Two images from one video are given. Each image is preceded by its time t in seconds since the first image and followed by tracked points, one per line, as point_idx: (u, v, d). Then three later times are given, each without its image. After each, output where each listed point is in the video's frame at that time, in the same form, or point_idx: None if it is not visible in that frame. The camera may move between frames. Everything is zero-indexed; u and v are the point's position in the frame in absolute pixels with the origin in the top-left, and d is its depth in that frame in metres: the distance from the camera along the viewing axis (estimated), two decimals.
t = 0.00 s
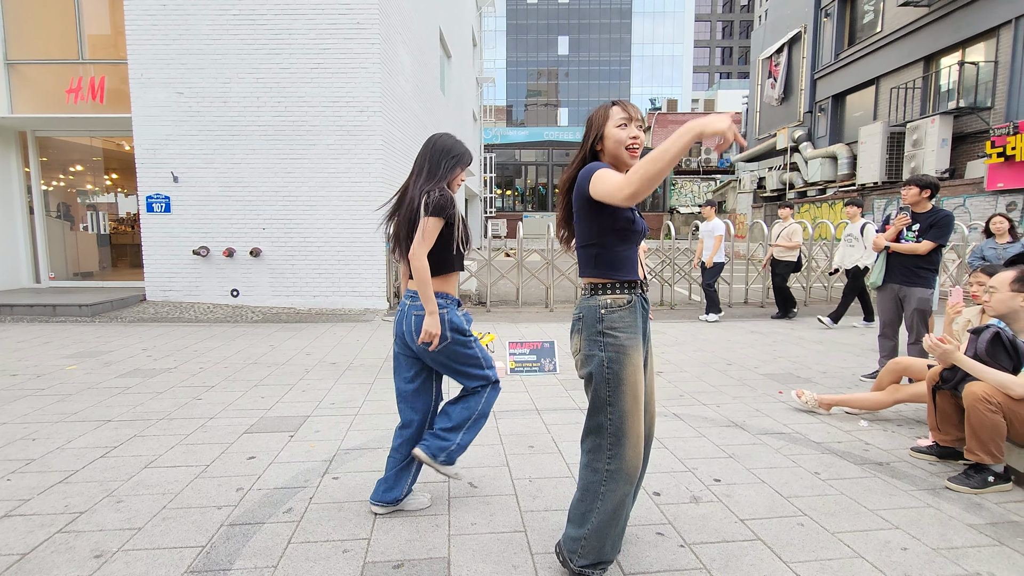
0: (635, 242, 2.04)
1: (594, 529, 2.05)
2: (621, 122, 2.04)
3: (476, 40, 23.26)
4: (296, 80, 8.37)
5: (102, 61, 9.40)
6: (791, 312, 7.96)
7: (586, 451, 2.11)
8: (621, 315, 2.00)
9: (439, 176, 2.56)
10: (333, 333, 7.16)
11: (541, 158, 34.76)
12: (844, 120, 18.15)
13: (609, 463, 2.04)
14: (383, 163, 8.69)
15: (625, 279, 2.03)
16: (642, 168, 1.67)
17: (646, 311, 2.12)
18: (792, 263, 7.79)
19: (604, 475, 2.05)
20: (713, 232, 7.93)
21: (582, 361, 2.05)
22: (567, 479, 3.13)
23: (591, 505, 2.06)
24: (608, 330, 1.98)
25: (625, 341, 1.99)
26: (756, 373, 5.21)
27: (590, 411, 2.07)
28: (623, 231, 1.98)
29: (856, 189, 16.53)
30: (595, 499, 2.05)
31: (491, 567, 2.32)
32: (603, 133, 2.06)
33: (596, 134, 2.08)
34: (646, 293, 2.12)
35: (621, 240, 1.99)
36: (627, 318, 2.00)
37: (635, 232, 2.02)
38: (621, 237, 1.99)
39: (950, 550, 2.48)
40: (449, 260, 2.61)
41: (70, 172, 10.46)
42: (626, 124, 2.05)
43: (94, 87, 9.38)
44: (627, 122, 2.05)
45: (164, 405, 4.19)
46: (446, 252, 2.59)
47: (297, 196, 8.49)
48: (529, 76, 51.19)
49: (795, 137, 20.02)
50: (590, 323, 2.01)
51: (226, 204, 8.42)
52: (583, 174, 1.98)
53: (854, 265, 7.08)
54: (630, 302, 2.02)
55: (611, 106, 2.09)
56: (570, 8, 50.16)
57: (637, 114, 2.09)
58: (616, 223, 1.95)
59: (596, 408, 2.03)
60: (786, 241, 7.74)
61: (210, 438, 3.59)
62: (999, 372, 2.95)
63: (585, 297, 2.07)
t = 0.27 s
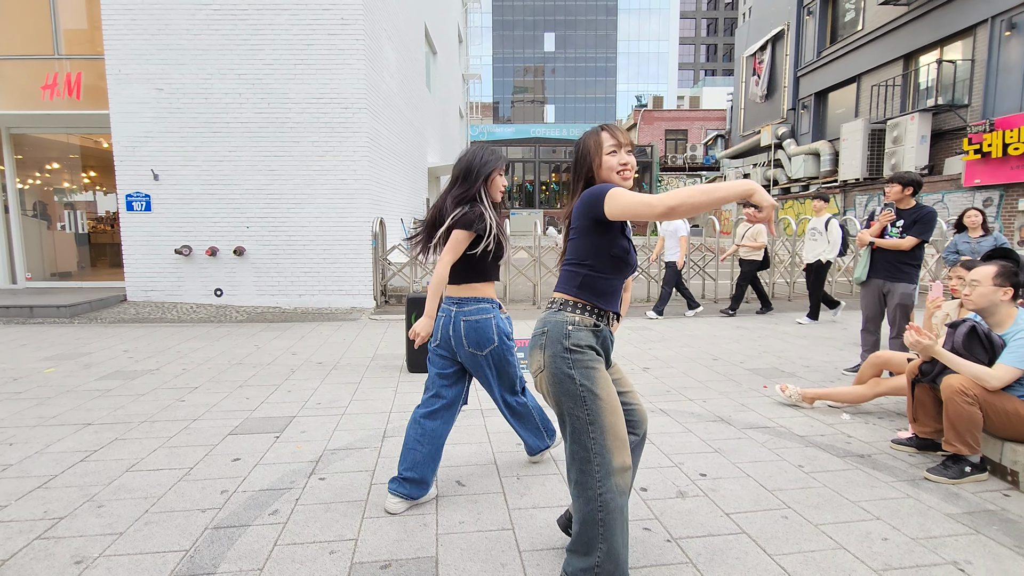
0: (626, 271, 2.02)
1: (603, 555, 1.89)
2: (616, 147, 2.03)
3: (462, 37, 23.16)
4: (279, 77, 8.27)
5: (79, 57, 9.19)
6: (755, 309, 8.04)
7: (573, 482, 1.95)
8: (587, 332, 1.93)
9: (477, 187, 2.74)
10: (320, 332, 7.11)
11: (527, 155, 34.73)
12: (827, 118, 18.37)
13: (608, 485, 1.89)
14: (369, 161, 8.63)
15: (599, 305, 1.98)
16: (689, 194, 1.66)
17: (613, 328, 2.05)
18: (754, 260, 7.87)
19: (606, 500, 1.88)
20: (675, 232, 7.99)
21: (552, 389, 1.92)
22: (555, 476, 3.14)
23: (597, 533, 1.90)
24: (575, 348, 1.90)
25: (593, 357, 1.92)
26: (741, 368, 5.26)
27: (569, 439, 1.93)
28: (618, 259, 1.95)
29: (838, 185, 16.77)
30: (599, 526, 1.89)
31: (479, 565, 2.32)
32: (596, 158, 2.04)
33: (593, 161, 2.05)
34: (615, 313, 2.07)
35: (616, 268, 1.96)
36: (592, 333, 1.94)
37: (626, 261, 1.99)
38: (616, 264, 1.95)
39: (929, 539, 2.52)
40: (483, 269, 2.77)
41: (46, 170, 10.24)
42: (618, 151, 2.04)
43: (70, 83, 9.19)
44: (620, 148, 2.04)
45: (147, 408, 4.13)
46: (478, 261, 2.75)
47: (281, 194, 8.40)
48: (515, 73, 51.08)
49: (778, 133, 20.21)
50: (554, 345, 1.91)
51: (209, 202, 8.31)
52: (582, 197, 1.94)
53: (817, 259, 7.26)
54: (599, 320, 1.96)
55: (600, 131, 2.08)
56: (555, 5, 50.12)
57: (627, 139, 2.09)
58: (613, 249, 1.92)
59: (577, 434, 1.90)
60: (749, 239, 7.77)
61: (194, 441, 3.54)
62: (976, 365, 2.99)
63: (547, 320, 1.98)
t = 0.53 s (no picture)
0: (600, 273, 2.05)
1: (591, 554, 1.90)
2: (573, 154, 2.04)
3: (449, 32, 23.02)
4: (264, 72, 8.17)
5: (57, 51, 9.01)
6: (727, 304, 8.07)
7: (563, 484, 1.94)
8: (578, 336, 1.93)
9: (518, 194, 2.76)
10: (307, 330, 7.06)
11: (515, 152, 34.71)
12: (811, 114, 18.54)
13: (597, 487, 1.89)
14: (356, 157, 8.56)
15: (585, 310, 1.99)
16: (561, 218, 1.74)
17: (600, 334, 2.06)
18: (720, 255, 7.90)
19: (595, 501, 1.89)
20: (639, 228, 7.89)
21: (542, 392, 1.89)
22: (543, 472, 3.16)
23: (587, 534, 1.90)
24: (567, 352, 1.89)
25: (585, 361, 1.92)
26: (727, 363, 5.32)
27: (559, 442, 1.92)
28: (585, 262, 1.98)
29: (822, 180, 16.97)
30: (588, 527, 1.89)
31: (468, 561, 2.33)
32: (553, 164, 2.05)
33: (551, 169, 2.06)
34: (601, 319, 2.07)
35: (586, 272, 1.99)
36: (582, 337, 1.94)
37: (598, 264, 2.02)
38: (584, 268, 1.98)
39: (910, 529, 2.58)
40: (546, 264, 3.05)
41: (24, 166, 10.04)
42: (575, 157, 2.06)
43: (48, 78, 9.01)
44: (577, 155, 2.05)
45: (130, 408, 4.07)
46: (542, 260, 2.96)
47: (267, 190, 8.31)
48: (502, 68, 50.92)
49: (763, 130, 20.37)
50: (545, 348, 1.89)
51: (193, 199, 8.20)
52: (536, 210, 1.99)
53: (788, 254, 7.39)
54: (587, 325, 1.97)
55: (557, 137, 2.08)
56: None
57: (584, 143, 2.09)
58: (576, 255, 1.95)
59: (567, 437, 1.89)
60: (716, 233, 7.77)
61: (180, 440, 3.51)
62: (955, 358, 3.07)
63: (537, 325, 1.97)
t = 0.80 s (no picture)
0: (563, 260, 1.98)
1: (577, 549, 1.91)
2: (530, 135, 1.97)
3: (443, 30, 22.96)
4: (257, 69, 8.13)
5: (47, 47, 8.93)
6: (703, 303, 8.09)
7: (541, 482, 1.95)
8: (542, 334, 1.87)
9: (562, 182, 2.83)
10: (301, 329, 7.05)
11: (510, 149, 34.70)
12: (805, 113, 18.62)
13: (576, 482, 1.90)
14: (350, 155, 8.53)
15: (550, 302, 1.93)
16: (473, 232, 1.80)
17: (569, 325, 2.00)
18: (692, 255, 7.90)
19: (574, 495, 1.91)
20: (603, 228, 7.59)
21: (512, 395, 1.87)
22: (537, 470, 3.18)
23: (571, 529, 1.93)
24: (532, 353, 1.83)
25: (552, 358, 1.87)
26: (720, 361, 5.35)
27: (533, 442, 1.91)
28: (544, 251, 1.91)
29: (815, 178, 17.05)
30: (569, 523, 1.91)
31: (463, 560, 2.35)
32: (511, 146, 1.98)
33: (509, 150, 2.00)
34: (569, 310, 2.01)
35: (546, 261, 1.92)
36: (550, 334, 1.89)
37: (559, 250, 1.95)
38: (542, 257, 1.91)
39: (900, 526, 2.61)
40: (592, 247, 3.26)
41: (15, 164, 9.96)
42: (538, 136, 1.99)
43: (39, 75, 8.94)
44: (538, 135, 1.98)
45: (124, 407, 4.06)
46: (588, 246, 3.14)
47: (261, 188, 8.28)
48: (497, 66, 50.84)
49: (757, 128, 20.44)
50: (510, 350, 1.84)
51: (186, 198, 8.16)
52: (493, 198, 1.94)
53: (761, 255, 7.45)
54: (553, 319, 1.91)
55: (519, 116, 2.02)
56: None
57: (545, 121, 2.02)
58: (534, 245, 1.89)
59: (541, 438, 1.88)
60: (689, 234, 7.79)
61: (174, 440, 3.50)
62: (944, 356, 3.10)
63: (502, 324, 1.91)
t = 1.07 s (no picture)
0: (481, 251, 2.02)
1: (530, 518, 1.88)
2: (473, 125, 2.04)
3: (444, 29, 22.96)
4: (257, 69, 8.13)
5: (47, 47, 8.93)
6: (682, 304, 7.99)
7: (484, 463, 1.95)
8: (456, 324, 1.97)
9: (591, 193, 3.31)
10: (301, 328, 7.06)
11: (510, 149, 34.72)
12: (805, 113, 18.62)
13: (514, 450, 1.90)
14: (350, 155, 8.54)
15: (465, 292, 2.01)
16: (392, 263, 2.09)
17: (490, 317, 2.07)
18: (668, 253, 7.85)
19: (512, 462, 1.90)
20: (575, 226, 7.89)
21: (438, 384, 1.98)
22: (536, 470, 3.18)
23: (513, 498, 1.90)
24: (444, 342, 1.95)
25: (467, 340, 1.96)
26: (719, 361, 5.36)
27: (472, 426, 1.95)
28: (455, 239, 1.98)
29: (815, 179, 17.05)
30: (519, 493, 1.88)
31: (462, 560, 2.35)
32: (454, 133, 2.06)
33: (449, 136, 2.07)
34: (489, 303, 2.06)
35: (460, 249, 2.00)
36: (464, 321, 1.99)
37: (475, 241, 2.00)
38: (454, 246, 1.99)
39: (898, 526, 2.61)
40: (624, 258, 3.33)
41: (15, 163, 9.96)
42: (484, 126, 2.05)
43: (39, 74, 8.94)
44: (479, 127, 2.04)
45: (124, 407, 4.07)
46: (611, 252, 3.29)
47: (261, 188, 8.28)
48: (497, 65, 50.82)
49: (757, 129, 20.45)
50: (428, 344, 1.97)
51: (186, 197, 8.16)
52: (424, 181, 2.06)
53: (737, 252, 7.54)
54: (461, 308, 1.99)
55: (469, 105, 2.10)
56: None
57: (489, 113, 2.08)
58: (443, 235, 1.99)
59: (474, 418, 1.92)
60: (666, 233, 7.67)
61: (174, 439, 3.51)
62: (942, 357, 3.10)
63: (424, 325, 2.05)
